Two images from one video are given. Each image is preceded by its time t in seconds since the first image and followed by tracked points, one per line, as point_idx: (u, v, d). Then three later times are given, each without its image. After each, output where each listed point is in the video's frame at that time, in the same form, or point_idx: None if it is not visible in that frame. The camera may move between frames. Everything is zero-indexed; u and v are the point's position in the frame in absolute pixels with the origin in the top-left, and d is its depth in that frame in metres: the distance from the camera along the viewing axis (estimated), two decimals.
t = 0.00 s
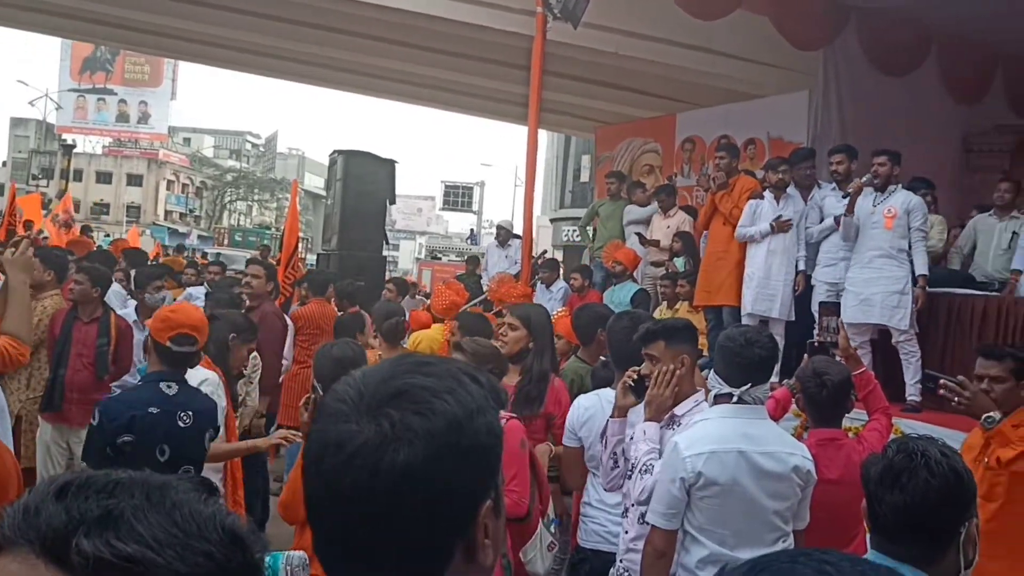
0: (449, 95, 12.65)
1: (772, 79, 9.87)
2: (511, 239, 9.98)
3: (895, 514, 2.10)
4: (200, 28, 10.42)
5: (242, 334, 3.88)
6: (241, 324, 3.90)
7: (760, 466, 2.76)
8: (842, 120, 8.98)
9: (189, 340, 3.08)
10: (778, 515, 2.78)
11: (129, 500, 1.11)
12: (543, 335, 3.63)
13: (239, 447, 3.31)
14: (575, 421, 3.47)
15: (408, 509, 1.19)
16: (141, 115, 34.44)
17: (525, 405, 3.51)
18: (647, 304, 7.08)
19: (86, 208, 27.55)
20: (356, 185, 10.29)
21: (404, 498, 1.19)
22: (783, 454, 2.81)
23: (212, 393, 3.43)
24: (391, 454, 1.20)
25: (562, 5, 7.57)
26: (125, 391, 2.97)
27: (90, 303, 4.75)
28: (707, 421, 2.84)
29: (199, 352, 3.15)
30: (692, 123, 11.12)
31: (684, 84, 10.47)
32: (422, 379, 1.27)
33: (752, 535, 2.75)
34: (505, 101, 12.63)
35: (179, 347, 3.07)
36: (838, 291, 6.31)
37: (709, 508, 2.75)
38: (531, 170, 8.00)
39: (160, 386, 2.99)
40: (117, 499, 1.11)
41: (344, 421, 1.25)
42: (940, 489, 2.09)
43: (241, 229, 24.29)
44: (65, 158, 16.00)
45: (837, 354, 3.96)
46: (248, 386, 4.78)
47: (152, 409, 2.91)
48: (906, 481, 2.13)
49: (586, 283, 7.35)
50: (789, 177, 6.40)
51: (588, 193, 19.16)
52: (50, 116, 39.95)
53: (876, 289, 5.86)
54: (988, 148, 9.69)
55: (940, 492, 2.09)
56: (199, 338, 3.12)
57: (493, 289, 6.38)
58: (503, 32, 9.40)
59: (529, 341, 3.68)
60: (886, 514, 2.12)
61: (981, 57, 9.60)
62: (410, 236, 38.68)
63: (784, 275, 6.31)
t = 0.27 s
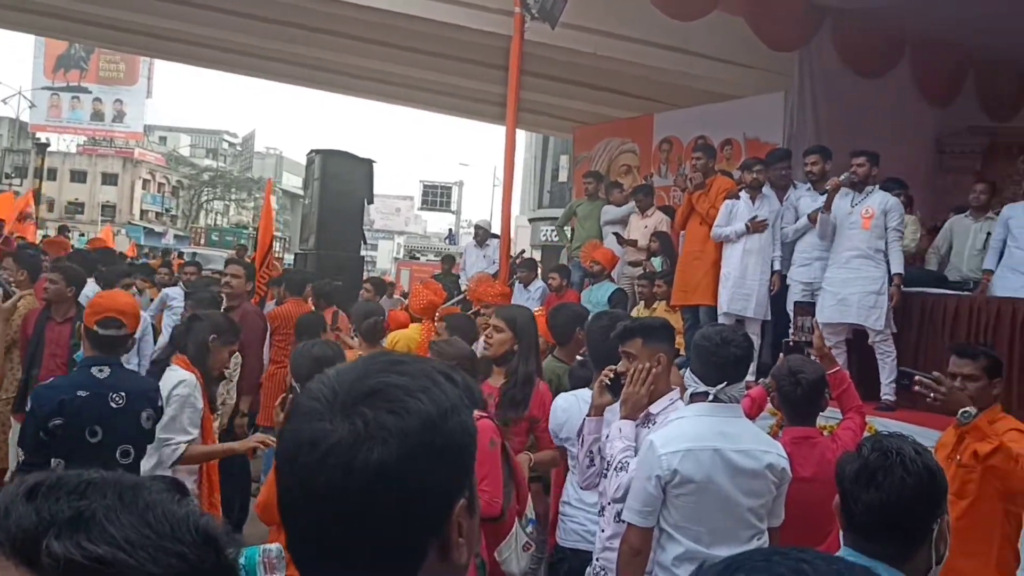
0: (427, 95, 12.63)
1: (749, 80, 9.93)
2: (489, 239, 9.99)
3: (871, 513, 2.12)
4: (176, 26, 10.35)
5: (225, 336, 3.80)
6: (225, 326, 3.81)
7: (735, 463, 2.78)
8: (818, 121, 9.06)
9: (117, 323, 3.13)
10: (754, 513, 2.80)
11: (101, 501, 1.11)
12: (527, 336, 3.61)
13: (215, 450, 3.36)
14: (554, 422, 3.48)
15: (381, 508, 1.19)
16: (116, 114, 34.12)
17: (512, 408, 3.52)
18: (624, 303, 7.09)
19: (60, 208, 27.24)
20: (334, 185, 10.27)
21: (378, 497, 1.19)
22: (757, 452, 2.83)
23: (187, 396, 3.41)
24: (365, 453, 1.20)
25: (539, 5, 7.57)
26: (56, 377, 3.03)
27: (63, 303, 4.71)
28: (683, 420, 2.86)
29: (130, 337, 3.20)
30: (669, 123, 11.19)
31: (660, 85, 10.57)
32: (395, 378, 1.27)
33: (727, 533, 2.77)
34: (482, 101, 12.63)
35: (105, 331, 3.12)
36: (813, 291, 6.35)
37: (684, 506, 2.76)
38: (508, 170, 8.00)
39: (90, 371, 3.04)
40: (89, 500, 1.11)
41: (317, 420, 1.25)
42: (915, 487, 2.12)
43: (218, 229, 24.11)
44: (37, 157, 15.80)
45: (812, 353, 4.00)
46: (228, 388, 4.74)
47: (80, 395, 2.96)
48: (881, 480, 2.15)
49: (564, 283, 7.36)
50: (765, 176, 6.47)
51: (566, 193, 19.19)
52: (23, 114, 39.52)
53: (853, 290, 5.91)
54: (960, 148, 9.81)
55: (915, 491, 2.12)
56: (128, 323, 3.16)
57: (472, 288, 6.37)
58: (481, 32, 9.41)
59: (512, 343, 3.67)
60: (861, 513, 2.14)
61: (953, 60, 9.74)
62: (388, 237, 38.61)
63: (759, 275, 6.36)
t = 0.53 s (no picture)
0: (400, 94, 12.59)
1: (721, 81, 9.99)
2: (462, 238, 9.98)
3: (845, 510, 2.13)
4: (146, 23, 10.24)
5: (203, 339, 3.77)
6: (204, 328, 3.77)
7: (706, 461, 2.78)
8: (789, 122, 9.14)
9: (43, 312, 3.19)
10: (724, 511, 2.81)
11: (57, 499, 1.09)
12: (506, 339, 3.54)
13: (182, 455, 3.34)
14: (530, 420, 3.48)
15: (349, 505, 1.18)
16: (84, 111, 33.69)
17: (491, 410, 3.46)
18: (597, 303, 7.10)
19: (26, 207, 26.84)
20: (307, 184, 10.21)
21: (347, 494, 1.18)
22: (728, 450, 2.84)
23: (157, 397, 3.36)
24: (334, 449, 1.19)
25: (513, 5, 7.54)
26: None
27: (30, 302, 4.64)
28: (654, 418, 2.86)
29: (61, 329, 3.25)
30: (642, 123, 11.25)
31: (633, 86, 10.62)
32: (366, 374, 1.26)
33: (698, 530, 2.78)
34: (455, 100, 12.61)
35: (34, 322, 3.18)
36: (784, 290, 6.40)
37: (655, 503, 2.77)
38: (482, 170, 7.99)
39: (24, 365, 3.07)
40: (45, 497, 1.09)
41: (286, 416, 1.23)
42: (888, 484, 2.14)
43: (187, 229, 23.87)
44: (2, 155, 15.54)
45: (782, 351, 4.02)
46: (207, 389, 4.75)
47: (14, 388, 2.99)
48: (855, 477, 2.16)
49: (537, 282, 7.37)
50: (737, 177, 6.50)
51: (539, 193, 19.21)
52: None
53: (828, 289, 5.95)
54: (929, 149, 9.96)
55: (888, 488, 2.13)
56: (56, 314, 3.22)
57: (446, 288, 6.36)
58: (455, 31, 9.40)
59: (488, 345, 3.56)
60: (835, 510, 2.15)
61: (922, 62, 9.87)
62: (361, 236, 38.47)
63: (731, 274, 6.40)
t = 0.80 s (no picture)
0: (347, 95, 12.52)
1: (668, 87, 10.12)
2: (409, 241, 9.95)
3: (784, 510, 2.17)
4: (87, 19, 10.04)
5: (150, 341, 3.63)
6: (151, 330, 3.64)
7: (648, 463, 2.81)
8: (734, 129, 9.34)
9: None
10: (666, 512, 2.84)
11: None
12: (445, 342, 3.57)
13: (128, 460, 3.29)
14: (476, 420, 3.48)
15: (286, 505, 1.17)
16: (21, 108, 32.84)
17: (432, 412, 3.41)
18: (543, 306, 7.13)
19: None
20: (251, 184, 10.10)
21: (283, 495, 1.17)
22: (670, 452, 2.87)
23: (103, 402, 3.30)
24: (271, 449, 1.18)
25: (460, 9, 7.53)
26: None
27: None
28: (597, 420, 2.88)
29: None
30: (589, 128, 11.34)
31: (579, 91, 10.72)
32: (305, 374, 1.25)
33: (640, 531, 2.80)
34: (403, 103, 12.58)
35: None
36: (727, 295, 6.49)
37: (598, 505, 2.78)
38: (428, 173, 7.97)
39: None
40: None
41: (223, 415, 1.22)
42: (825, 485, 2.18)
43: (127, 229, 23.38)
44: None
45: (724, 355, 4.07)
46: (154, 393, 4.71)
47: None
48: (794, 478, 2.20)
49: (483, 285, 7.38)
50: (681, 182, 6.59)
51: (487, 196, 19.21)
52: None
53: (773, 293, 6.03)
54: (867, 157, 10.24)
55: (825, 488, 2.17)
56: None
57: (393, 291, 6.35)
58: (403, 33, 9.38)
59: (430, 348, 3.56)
60: (774, 510, 2.18)
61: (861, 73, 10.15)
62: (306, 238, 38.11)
63: (675, 279, 6.48)
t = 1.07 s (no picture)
0: (272, 114, 12.38)
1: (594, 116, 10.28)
2: (332, 262, 9.85)
3: (697, 532, 2.20)
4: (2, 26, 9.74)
5: (66, 358, 3.68)
6: (66, 347, 3.68)
7: (566, 486, 2.82)
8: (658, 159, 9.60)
9: None
10: (584, 536, 2.84)
11: None
12: (357, 362, 3.52)
13: (50, 482, 3.10)
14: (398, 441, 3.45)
15: (196, 522, 1.14)
16: None
17: (343, 430, 3.33)
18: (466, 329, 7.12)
19: None
20: (170, 201, 9.89)
21: (193, 512, 1.13)
22: (588, 475, 2.88)
23: (22, 423, 3.11)
24: (181, 464, 1.14)
25: (389, 31, 7.53)
26: None
27: None
28: (517, 443, 2.89)
29: None
30: (515, 154, 11.43)
31: (507, 117, 10.82)
32: (219, 389, 1.23)
33: (557, 555, 2.80)
34: (329, 123, 12.49)
35: None
36: (648, 321, 6.58)
37: (515, 529, 2.76)
38: (353, 194, 7.90)
39: None
40: None
41: (132, 430, 1.18)
42: (737, 507, 2.21)
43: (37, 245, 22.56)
44: None
45: (644, 380, 4.11)
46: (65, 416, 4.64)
47: None
48: (707, 500, 2.22)
49: (407, 307, 7.34)
50: (605, 209, 6.68)
51: (413, 220, 19.16)
52: None
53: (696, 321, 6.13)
54: (784, 191, 10.65)
55: (737, 510, 2.20)
56: None
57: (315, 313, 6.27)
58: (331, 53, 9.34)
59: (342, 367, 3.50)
60: (688, 532, 2.21)
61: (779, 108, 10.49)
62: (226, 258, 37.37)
63: (598, 304, 6.54)
